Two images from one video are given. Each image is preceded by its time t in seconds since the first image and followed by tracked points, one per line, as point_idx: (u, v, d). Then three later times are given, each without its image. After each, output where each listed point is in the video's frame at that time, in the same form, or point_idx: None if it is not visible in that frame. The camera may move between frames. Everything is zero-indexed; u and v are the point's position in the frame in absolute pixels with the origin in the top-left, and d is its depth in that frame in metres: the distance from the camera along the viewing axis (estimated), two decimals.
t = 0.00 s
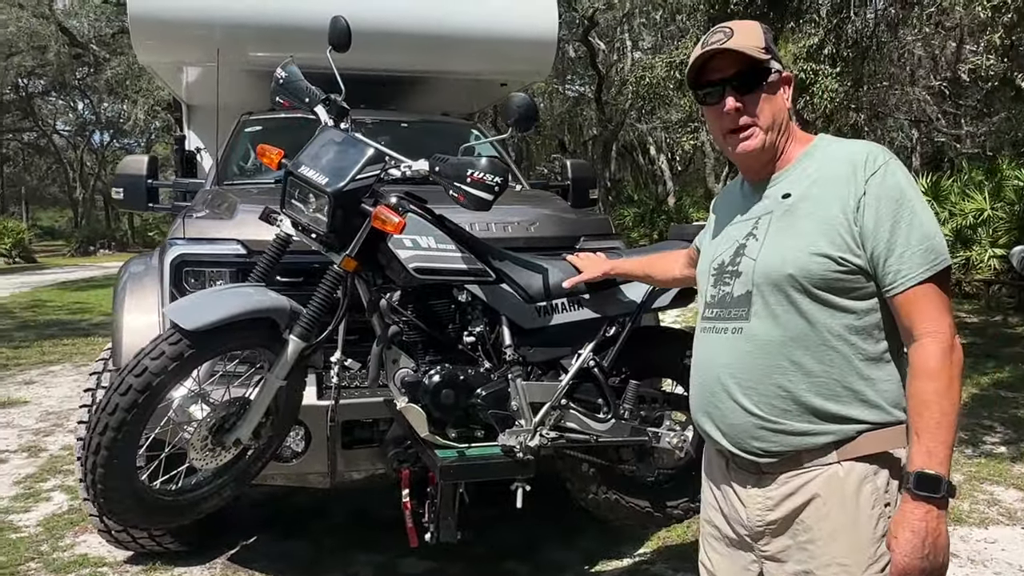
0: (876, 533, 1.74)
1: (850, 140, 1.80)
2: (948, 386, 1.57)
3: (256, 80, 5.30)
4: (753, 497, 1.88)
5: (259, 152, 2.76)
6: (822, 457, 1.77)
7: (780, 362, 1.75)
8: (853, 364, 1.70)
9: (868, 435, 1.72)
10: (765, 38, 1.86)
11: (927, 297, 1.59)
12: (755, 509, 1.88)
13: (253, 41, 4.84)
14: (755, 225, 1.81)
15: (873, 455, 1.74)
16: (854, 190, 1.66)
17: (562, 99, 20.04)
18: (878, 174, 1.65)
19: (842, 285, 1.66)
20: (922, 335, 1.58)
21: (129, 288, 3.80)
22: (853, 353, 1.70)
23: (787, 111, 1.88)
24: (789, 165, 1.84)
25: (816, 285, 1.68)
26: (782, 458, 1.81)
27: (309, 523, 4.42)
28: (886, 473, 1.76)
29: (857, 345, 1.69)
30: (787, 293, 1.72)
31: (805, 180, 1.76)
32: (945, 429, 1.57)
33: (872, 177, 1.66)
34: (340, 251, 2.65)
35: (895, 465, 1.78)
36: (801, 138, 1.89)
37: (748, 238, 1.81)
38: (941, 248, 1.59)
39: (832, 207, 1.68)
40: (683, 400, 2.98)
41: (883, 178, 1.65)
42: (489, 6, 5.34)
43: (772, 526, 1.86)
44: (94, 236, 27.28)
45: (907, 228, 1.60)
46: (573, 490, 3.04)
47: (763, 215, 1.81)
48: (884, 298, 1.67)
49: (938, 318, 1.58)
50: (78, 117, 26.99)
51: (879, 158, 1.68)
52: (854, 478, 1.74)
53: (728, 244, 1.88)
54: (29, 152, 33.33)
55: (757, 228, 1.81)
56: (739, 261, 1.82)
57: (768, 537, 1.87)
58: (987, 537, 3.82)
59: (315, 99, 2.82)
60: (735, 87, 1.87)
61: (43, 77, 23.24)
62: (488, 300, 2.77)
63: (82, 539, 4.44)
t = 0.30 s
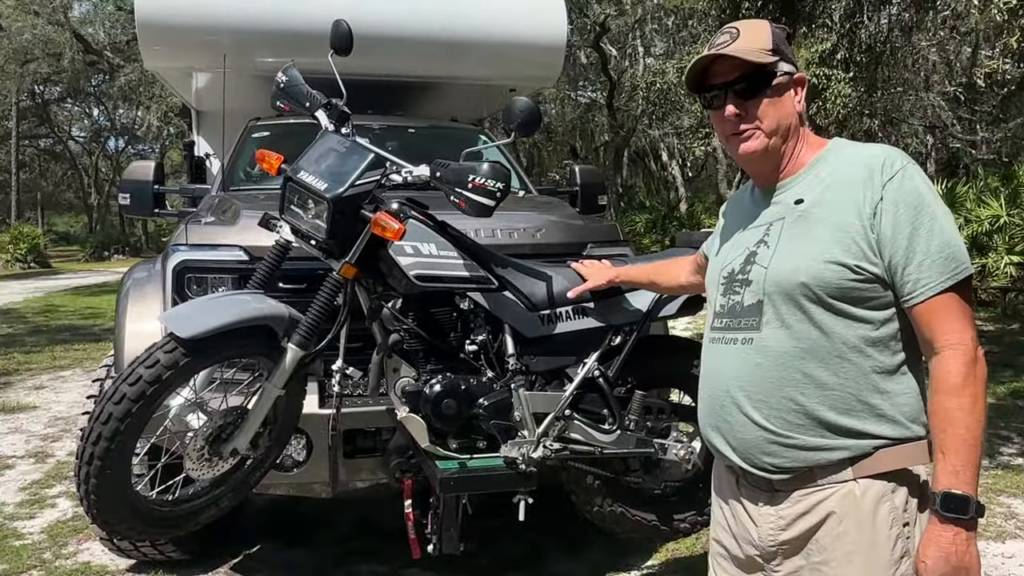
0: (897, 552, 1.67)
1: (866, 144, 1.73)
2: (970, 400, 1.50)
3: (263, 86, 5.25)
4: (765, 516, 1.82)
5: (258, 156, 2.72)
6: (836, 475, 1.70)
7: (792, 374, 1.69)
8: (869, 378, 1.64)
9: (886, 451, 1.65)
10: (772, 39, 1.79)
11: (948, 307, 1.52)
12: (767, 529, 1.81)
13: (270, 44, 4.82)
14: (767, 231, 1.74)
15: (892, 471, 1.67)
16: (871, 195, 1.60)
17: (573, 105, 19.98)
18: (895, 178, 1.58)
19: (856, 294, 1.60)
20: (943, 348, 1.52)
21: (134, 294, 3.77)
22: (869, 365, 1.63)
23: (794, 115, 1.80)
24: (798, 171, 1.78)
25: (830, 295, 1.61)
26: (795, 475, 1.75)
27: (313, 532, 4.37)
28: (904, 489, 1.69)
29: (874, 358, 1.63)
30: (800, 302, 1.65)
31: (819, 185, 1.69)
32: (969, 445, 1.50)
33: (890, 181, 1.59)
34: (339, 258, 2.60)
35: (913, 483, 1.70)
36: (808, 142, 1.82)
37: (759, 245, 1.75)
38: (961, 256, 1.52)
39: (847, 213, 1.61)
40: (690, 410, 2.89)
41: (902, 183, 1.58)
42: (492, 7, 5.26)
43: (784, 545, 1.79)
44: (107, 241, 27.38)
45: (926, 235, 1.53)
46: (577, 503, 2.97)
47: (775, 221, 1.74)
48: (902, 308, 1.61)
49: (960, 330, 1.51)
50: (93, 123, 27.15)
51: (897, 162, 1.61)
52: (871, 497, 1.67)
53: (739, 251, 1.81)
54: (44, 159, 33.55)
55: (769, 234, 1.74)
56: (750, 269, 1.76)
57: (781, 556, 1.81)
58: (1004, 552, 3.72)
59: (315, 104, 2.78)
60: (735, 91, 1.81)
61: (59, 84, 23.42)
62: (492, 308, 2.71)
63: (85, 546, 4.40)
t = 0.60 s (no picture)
0: None
1: (884, 150, 1.64)
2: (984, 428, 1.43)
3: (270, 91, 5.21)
4: (767, 535, 1.76)
5: (257, 161, 2.69)
6: (839, 494, 1.65)
7: (795, 391, 1.63)
8: (876, 398, 1.57)
9: (892, 470, 1.59)
10: (747, 50, 1.71)
11: (963, 329, 1.45)
12: (769, 548, 1.76)
13: (279, 49, 4.76)
14: (774, 240, 1.68)
15: (899, 491, 1.60)
16: (886, 207, 1.52)
17: (586, 111, 19.91)
18: (912, 191, 1.51)
19: (865, 311, 1.53)
20: (959, 371, 1.44)
21: (136, 302, 3.73)
22: (878, 384, 1.57)
23: (775, 128, 1.70)
24: (794, 181, 1.71)
25: (837, 311, 1.55)
26: (797, 493, 1.69)
27: (317, 541, 4.31)
28: (913, 511, 1.62)
29: (881, 377, 1.57)
30: (806, 318, 1.59)
31: (830, 193, 1.62)
32: (983, 475, 1.43)
33: (905, 194, 1.51)
34: (338, 265, 2.56)
35: (922, 504, 1.64)
36: (801, 150, 1.71)
37: (767, 255, 1.68)
38: (979, 275, 1.45)
39: (859, 226, 1.54)
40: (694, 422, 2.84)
41: (918, 195, 1.50)
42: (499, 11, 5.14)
43: (787, 565, 1.74)
44: (122, 247, 27.49)
45: (942, 253, 1.45)
46: (580, 514, 2.91)
47: (784, 230, 1.67)
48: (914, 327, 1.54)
49: (976, 353, 1.44)
50: (109, 129, 27.30)
51: (915, 172, 1.53)
52: (876, 518, 1.61)
53: (746, 259, 1.74)
54: (61, 165, 33.75)
55: (777, 244, 1.67)
56: (756, 279, 1.69)
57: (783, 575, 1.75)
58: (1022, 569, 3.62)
59: (316, 108, 2.75)
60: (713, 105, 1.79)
61: (75, 91, 23.57)
62: (494, 317, 2.66)
63: (88, 554, 4.36)
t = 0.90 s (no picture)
0: None
1: (901, 162, 1.57)
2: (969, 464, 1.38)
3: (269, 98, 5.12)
4: (753, 544, 1.74)
5: (256, 168, 2.70)
6: (823, 509, 1.62)
7: (783, 405, 1.61)
8: (867, 417, 1.54)
9: (878, 487, 1.56)
10: (774, 50, 1.61)
11: (961, 357, 1.39)
12: (754, 558, 1.73)
13: (287, 57, 4.66)
14: (777, 248, 1.63)
15: (885, 509, 1.57)
16: (891, 225, 1.46)
17: (600, 118, 19.88)
18: (921, 210, 1.43)
19: (860, 329, 1.49)
20: (952, 404, 1.39)
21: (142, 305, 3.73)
22: (869, 403, 1.53)
23: (801, 133, 1.60)
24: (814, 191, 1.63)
25: (831, 327, 1.51)
26: (782, 505, 1.67)
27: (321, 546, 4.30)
28: (899, 528, 1.59)
29: (872, 397, 1.53)
30: (799, 333, 1.56)
31: (837, 205, 1.56)
32: (962, 513, 1.38)
33: (914, 212, 1.44)
34: (335, 271, 2.57)
35: (911, 521, 1.61)
36: (822, 159, 1.62)
37: (768, 263, 1.63)
38: (982, 305, 1.38)
39: (861, 241, 1.48)
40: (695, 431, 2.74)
41: (927, 215, 1.43)
42: (504, 17, 4.98)
43: None
44: (138, 252, 27.65)
45: (945, 279, 1.39)
46: (578, 522, 2.90)
47: (787, 238, 1.62)
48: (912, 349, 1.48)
49: (972, 385, 1.38)
50: (126, 134, 27.50)
51: (928, 190, 1.45)
52: (860, 534, 1.59)
53: (748, 265, 1.70)
54: (79, 170, 34.06)
55: (779, 253, 1.62)
56: (755, 287, 1.65)
57: None
58: None
59: (316, 115, 2.75)
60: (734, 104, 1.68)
61: (93, 97, 23.80)
62: (491, 324, 2.65)
63: (94, 557, 4.38)
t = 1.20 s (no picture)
0: None
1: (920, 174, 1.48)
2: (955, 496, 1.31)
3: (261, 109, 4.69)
4: (764, 567, 1.67)
5: (254, 177, 2.73)
6: (837, 533, 1.55)
7: (793, 432, 1.54)
8: (883, 444, 1.46)
9: (895, 513, 1.49)
10: (774, 58, 1.54)
11: (975, 390, 1.31)
12: None
13: (283, 68, 4.24)
14: (790, 266, 1.54)
15: (901, 535, 1.50)
16: (908, 248, 1.37)
17: (613, 124, 19.80)
18: (941, 233, 1.35)
19: (876, 358, 1.41)
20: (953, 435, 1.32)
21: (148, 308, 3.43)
22: (886, 430, 1.45)
23: (805, 144, 1.53)
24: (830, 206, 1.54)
25: (844, 354, 1.43)
26: (794, 530, 1.60)
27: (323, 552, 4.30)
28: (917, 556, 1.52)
29: (885, 424, 1.45)
30: (809, 358, 1.48)
31: (852, 222, 1.47)
32: (942, 549, 1.31)
33: (932, 236, 1.35)
34: (329, 280, 2.60)
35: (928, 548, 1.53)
36: (834, 170, 1.53)
37: (780, 282, 1.54)
38: (1000, 337, 1.31)
39: (877, 265, 1.39)
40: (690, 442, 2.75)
41: (947, 238, 1.34)
42: (514, 24, 4.58)
43: None
44: (155, 255, 27.82)
45: (964, 308, 1.31)
46: (572, 532, 2.91)
47: (801, 255, 1.53)
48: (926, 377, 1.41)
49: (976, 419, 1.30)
50: (143, 138, 27.71)
51: (948, 211, 1.36)
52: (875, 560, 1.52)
53: (759, 281, 1.61)
54: (97, 173, 34.38)
55: (792, 271, 1.53)
56: (767, 307, 1.56)
57: None
58: None
59: (314, 126, 2.78)
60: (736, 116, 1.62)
61: (110, 101, 24.01)
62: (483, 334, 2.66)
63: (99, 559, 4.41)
